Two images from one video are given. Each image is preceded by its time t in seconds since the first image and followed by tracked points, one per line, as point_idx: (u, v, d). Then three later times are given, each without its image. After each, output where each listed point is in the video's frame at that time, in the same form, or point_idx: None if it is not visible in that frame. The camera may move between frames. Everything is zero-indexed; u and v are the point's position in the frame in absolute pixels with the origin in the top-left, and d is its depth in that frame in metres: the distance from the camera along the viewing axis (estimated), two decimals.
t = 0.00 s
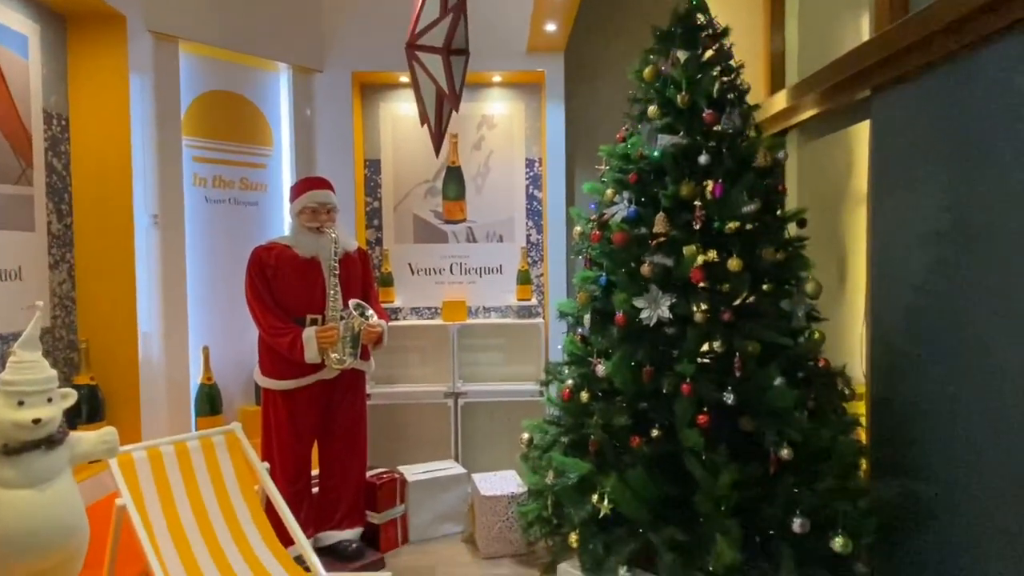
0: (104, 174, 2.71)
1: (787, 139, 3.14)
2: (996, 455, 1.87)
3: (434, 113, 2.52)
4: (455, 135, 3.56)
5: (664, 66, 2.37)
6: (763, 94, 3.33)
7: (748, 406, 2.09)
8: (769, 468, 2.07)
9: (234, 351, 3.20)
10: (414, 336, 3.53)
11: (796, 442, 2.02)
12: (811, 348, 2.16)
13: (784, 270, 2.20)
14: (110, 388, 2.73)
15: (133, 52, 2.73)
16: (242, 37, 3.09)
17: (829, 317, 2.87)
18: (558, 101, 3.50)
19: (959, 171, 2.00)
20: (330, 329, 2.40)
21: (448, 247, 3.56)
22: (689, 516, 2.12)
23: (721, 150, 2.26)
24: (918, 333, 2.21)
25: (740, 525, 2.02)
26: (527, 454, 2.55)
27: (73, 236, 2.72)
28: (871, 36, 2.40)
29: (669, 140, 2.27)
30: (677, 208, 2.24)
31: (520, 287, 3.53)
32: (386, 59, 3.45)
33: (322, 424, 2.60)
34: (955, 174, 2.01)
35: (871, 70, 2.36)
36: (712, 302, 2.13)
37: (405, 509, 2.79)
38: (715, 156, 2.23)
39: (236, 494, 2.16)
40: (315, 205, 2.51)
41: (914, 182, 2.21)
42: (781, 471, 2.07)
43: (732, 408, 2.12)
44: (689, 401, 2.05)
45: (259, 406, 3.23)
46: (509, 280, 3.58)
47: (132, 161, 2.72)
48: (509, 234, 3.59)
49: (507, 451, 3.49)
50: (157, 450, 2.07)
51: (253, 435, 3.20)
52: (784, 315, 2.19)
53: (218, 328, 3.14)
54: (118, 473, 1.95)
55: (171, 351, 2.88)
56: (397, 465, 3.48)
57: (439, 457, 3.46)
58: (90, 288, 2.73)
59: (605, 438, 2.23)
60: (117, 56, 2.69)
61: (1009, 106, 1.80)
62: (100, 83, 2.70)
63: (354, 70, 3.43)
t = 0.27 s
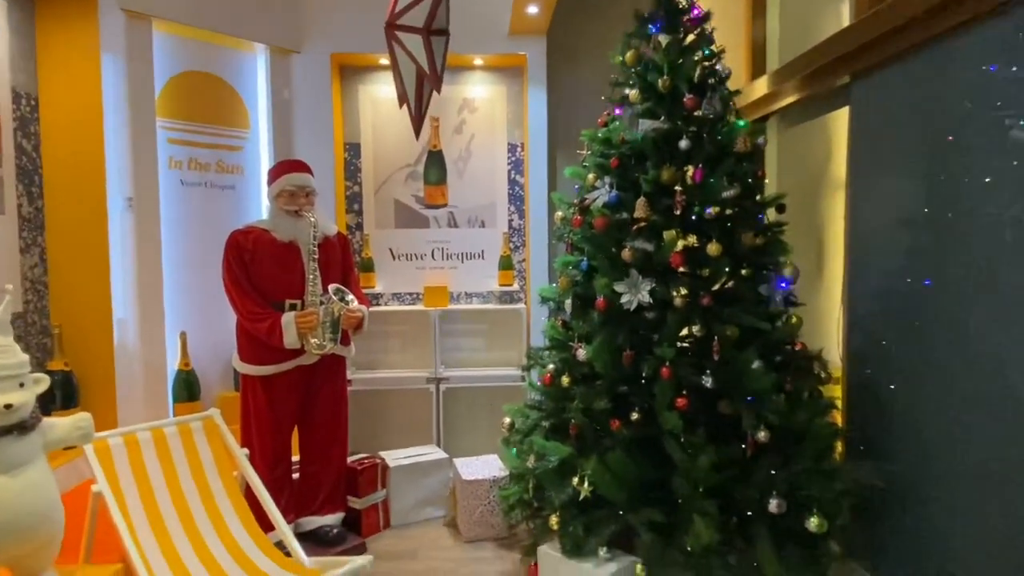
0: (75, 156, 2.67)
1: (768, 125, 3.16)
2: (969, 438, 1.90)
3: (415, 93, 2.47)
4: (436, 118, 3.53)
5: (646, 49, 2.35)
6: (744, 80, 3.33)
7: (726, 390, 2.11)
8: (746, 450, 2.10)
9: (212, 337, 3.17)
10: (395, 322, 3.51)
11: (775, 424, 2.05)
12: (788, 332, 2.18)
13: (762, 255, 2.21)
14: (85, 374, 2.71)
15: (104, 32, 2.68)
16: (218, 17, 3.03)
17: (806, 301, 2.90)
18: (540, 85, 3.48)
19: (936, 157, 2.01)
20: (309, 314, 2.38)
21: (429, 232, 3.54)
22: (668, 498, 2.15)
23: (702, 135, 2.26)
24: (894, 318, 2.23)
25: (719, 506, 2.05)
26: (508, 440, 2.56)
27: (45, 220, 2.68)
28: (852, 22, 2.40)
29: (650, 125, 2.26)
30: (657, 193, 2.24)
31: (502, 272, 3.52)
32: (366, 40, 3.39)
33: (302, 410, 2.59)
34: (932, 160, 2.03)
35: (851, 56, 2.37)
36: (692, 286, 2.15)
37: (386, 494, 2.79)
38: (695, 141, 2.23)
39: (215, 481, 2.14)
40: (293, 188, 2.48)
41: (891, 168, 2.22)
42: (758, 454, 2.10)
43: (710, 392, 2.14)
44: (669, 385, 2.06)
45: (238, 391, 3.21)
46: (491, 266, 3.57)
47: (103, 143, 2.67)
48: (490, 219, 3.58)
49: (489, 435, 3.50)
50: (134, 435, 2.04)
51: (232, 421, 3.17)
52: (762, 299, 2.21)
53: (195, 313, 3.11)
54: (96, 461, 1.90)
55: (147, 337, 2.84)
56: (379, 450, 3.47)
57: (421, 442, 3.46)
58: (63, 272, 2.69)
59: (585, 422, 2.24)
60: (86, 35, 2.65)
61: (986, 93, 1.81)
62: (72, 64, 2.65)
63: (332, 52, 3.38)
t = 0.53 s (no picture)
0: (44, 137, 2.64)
1: (748, 112, 3.17)
2: (942, 420, 1.93)
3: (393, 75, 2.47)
4: (417, 102, 3.50)
5: (626, 33, 2.33)
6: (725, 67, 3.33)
7: (704, 373, 2.12)
8: (723, 432, 2.12)
9: (188, 323, 3.13)
10: (375, 308, 3.47)
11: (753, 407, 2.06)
12: (767, 316, 2.20)
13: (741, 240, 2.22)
14: (58, 359, 2.70)
15: (74, 12, 2.64)
16: None
17: (783, 286, 2.93)
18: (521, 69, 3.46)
19: (912, 144, 2.03)
20: (288, 299, 2.36)
21: (410, 218, 3.51)
22: (647, 480, 2.16)
23: (683, 120, 2.25)
24: (870, 302, 2.25)
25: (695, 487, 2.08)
26: (490, 424, 2.55)
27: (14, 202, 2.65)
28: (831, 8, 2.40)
29: (631, 110, 2.25)
30: (638, 177, 2.23)
31: (484, 258, 3.51)
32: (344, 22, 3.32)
33: (281, 396, 2.57)
34: (908, 146, 2.04)
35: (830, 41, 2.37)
36: (672, 271, 2.16)
37: (367, 480, 2.78)
38: (676, 126, 2.23)
39: (192, 467, 2.12)
40: (270, 170, 2.45)
41: (869, 154, 2.23)
42: (735, 437, 2.12)
43: (689, 375, 2.15)
44: (648, 368, 2.07)
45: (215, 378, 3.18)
46: (472, 251, 3.56)
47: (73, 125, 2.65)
48: (472, 204, 3.56)
49: (471, 421, 3.50)
50: (109, 422, 2.01)
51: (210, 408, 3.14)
52: (741, 284, 2.22)
53: (171, 299, 3.07)
54: (69, 447, 1.88)
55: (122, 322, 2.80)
56: (359, 436, 3.45)
57: (403, 428, 3.45)
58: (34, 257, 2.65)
59: (566, 406, 2.24)
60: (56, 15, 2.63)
61: (962, 80, 1.82)
62: (41, 45, 2.65)
63: (309, 32, 3.30)
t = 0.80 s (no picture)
0: (14, 121, 2.55)
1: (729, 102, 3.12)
2: (916, 406, 1.96)
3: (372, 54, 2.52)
4: (397, 88, 3.45)
5: (608, 19, 2.32)
6: (706, 54, 3.33)
7: (685, 360, 2.13)
8: (703, 418, 2.13)
9: (164, 311, 3.10)
10: (356, 296, 3.45)
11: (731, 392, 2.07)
12: (746, 303, 2.21)
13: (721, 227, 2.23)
14: (31, 349, 2.62)
15: None
16: None
17: (764, 274, 2.94)
18: (503, 55, 3.43)
19: (889, 132, 2.04)
20: (266, 286, 2.32)
21: (391, 205, 3.48)
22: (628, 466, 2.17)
23: (665, 106, 2.24)
24: (847, 290, 2.27)
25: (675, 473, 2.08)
26: (472, 412, 2.55)
27: None
28: None
29: (613, 97, 2.25)
30: (620, 164, 2.23)
31: (466, 246, 3.49)
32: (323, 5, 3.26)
33: (260, 384, 2.55)
34: (885, 134, 2.06)
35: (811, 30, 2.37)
36: (653, 258, 2.15)
37: (349, 468, 2.76)
38: (658, 112, 2.22)
39: (170, 457, 2.10)
40: (248, 155, 2.41)
41: (848, 142, 2.24)
42: (715, 422, 2.13)
43: (670, 361, 2.16)
44: (629, 355, 2.07)
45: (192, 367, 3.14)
46: (454, 239, 3.53)
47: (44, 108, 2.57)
48: (453, 191, 3.53)
49: (453, 409, 3.49)
50: (84, 412, 1.98)
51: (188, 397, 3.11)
52: (721, 271, 2.23)
53: (147, 287, 3.03)
54: (43, 437, 1.84)
55: (96, 310, 2.76)
56: (340, 425, 3.43)
57: (384, 416, 3.43)
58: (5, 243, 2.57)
59: (548, 393, 2.24)
60: None
61: (939, 69, 1.83)
62: (7, 23, 2.53)
63: (287, 15, 3.23)
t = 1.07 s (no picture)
0: None
1: (713, 92, 3.11)
2: (894, 394, 1.99)
3: (354, 43, 2.62)
4: (381, 77, 3.42)
5: (594, 8, 2.31)
6: (691, 44, 3.32)
7: (669, 349, 2.14)
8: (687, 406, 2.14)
9: (146, 302, 3.07)
10: (340, 287, 3.43)
11: (713, 380, 2.09)
12: (729, 293, 2.22)
13: (705, 217, 2.24)
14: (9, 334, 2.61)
15: None
16: None
17: (746, 264, 2.96)
18: (488, 44, 3.41)
19: (870, 123, 2.06)
20: (249, 276, 2.30)
21: (376, 195, 3.46)
22: (612, 454, 2.18)
23: (649, 97, 2.25)
24: (828, 279, 2.28)
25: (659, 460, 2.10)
26: (457, 402, 2.55)
27: None
28: None
29: (598, 86, 2.24)
30: (605, 154, 2.23)
31: (451, 236, 3.48)
32: None
33: (243, 375, 2.53)
34: (866, 125, 2.07)
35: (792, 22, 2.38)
36: (638, 247, 2.16)
37: (334, 459, 2.75)
38: (642, 103, 2.22)
39: (152, 448, 2.08)
40: (229, 144, 2.39)
41: (830, 132, 2.25)
42: (697, 410, 2.14)
43: (654, 351, 2.17)
44: (614, 344, 2.08)
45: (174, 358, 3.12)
46: (439, 229, 3.52)
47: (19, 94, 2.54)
48: (438, 181, 3.51)
49: (438, 399, 3.49)
50: (63, 404, 1.95)
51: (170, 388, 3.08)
52: (705, 261, 2.24)
53: (127, 277, 3.00)
54: (21, 428, 1.82)
55: (75, 300, 2.72)
56: (325, 415, 3.42)
57: (369, 407, 3.42)
58: None
59: (533, 382, 2.25)
60: None
61: (919, 61, 1.85)
62: None
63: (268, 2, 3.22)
